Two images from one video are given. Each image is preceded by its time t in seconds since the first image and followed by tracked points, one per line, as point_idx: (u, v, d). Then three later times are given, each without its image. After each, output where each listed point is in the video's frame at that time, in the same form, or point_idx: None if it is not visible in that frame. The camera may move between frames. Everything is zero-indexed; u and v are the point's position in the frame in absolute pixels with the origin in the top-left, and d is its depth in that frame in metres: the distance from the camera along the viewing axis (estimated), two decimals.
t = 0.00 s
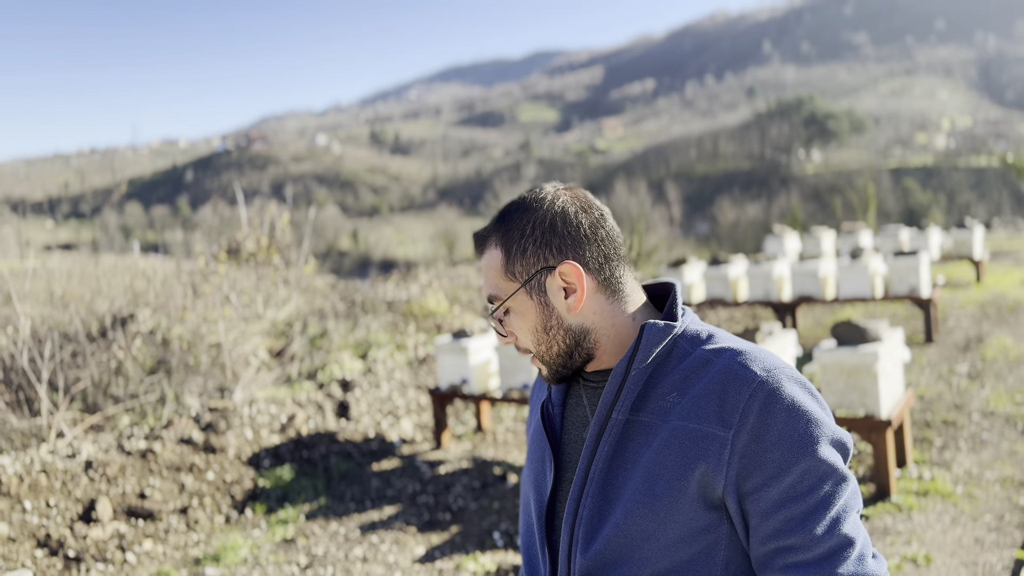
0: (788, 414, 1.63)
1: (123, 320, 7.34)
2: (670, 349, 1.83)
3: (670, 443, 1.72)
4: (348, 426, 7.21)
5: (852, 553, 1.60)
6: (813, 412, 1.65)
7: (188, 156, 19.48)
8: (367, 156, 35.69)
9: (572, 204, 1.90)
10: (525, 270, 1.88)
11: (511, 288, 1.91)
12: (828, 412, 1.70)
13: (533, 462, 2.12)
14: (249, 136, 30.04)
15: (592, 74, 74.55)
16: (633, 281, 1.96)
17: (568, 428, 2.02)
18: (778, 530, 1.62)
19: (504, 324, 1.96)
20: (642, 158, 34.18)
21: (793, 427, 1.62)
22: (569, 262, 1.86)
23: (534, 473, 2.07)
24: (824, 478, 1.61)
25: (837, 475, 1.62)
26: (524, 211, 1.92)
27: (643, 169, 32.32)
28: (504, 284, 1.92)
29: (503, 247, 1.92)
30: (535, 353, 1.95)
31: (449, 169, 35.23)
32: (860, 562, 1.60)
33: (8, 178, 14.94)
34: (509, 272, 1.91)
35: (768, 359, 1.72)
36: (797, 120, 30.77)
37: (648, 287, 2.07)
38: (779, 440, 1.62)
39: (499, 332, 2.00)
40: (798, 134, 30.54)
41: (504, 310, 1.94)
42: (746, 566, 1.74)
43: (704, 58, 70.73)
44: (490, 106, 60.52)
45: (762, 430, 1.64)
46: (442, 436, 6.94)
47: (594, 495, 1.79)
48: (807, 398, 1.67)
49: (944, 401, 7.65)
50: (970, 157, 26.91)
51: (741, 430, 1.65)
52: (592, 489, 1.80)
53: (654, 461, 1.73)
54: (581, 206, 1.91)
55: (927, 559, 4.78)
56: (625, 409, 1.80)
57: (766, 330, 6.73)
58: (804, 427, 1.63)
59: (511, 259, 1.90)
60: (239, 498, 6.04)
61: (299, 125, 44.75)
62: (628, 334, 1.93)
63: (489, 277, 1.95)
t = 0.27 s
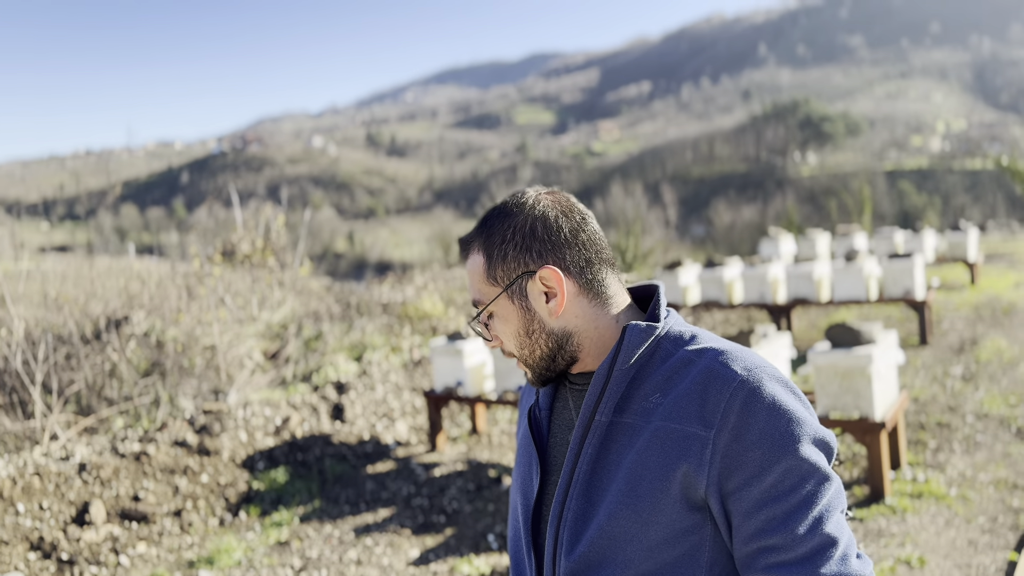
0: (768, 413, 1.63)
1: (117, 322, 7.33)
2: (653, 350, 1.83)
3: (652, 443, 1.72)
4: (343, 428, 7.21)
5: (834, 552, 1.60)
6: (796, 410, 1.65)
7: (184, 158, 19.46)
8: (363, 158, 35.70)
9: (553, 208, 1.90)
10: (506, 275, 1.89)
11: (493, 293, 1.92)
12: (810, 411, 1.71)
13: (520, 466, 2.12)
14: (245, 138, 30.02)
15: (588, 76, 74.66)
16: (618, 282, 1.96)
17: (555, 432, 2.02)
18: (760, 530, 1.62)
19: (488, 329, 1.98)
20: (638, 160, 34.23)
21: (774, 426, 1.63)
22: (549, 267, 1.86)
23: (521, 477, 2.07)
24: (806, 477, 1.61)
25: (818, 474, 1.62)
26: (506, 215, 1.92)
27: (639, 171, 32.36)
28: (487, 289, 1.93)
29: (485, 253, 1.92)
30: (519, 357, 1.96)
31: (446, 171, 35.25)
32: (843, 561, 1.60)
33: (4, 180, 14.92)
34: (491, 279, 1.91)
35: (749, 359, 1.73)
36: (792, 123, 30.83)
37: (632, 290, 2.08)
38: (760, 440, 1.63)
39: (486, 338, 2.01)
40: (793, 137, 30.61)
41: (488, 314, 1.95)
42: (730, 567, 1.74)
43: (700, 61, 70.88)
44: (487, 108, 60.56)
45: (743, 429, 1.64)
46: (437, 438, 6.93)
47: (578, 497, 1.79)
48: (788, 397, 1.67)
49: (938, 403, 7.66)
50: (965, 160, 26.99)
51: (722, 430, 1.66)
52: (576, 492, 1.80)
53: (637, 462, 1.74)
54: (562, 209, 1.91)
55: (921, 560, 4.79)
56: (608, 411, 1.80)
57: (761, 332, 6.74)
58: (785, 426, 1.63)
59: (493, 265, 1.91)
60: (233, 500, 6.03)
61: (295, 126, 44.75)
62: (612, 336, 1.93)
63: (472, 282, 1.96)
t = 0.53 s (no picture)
0: (754, 414, 1.64)
1: (114, 322, 7.33)
2: (642, 352, 1.84)
3: (640, 444, 1.73)
4: (339, 429, 7.21)
5: (821, 553, 1.60)
6: (783, 410, 1.66)
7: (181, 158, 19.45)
8: (361, 159, 35.71)
9: (546, 208, 1.91)
10: (497, 273, 1.89)
11: (483, 292, 1.92)
12: (797, 411, 1.72)
13: (511, 467, 2.13)
14: (243, 138, 30.01)
15: (586, 78, 74.76)
16: (609, 284, 1.97)
17: (545, 434, 2.03)
18: (747, 530, 1.63)
19: (478, 328, 1.98)
20: (636, 162, 34.26)
21: (760, 427, 1.63)
22: (540, 267, 1.86)
23: (511, 478, 2.07)
24: (792, 478, 1.62)
25: (804, 475, 1.63)
26: (497, 215, 1.93)
27: (636, 172, 32.40)
28: (477, 287, 1.93)
29: (477, 251, 1.93)
30: (508, 357, 1.96)
31: (443, 172, 35.27)
32: (829, 562, 1.60)
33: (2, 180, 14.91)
34: (482, 277, 1.92)
35: (736, 360, 1.74)
36: (790, 125, 30.87)
37: (622, 291, 2.08)
38: (746, 440, 1.63)
39: (474, 337, 2.02)
40: (790, 139, 30.67)
41: (478, 313, 1.96)
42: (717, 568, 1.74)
43: (697, 63, 70.98)
44: (484, 109, 60.59)
45: (730, 429, 1.65)
46: (434, 439, 6.93)
47: (566, 498, 1.80)
48: (775, 398, 1.68)
49: (934, 405, 7.68)
50: (961, 163, 27.06)
51: (709, 430, 1.66)
52: (565, 493, 1.80)
53: (625, 463, 1.74)
54: (554, 210, 1.91)
55: (915, 562, 4.80)
56: (596, 413, 1.81)
57: (756, 334, 6.75)
58: (771, 426, 1.64)
59: (484, 264, 1.91)
60: (229, 501, 6.03)
61: (293, 126, 44.75)
62: (601, 337, 1.93)
63: (462, 280, 1.97)
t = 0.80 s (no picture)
0: (747, 414, 1.65)
1: (112, 322, 7.32)
2: (635, 352, 1.84)
3: (633, 444, 1.73)
4: (337, 429, 7.21)
5: (812, 553, 1.61)
6: (775, 411, 1.67)
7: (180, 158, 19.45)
8: (360, 159, 35.73)
9: (545, 207, 1.91)
10: (493, 271, 1.89)
11: (479, 288, 1.92)
12: (789, 412, 1.72)
13: (505, 467, 2.13)
14: (242, 138, 30.01)
15: (586, 79, 74.83)
16: (604, 284, 1.97)
17: (539, 433, 2.03)
18: (739, 532, 1.63)
19: (471, 324, 1.98)
20: (635, 163, 34.29)
21: (753, 427, 1.64)
22: (537, 265, 1.86)
23: (505, 478, 2.07)
24: (784, 478, 1.62)
25: (796, 476, 1.63)
26: (495, 212, 1.93)
27: (636, 174, 32.43)
28: (473, 283, 1.93)
29: (474, 247, 1.93)
30: (501, 355, 1.96)
31: (442, 173, 35.28)
32: (821, 563, 1.60)
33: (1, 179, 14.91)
34: (477, 272, 1.92)
35: (730, 360, 1.74)
36: (789, 127, 30.90)
37: (616, 292, 2.09)
38: (739, 441, 1.64)
39: (467, 331, 2.02)
40: (789, 141, 30.70)
41: (471, 309, 1.96)
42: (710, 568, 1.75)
43: (697, 65, 71.05)
44: (484, 110, 60.62)
45: (723, 430, 1.65)
46: (431, 440, 6.93)
47: (559, 498, 1.80)
48: (767, 399, 1.68)
49: (931, 407, 7.68)
50: (960, 165, 27.08)
51: (702, 430, 1.66)
52: (557, 493, 1.80)
53: (618, 463, 1.74)
54: (552, 210, 1.92)
55: (912, 564, 4.80)
56: (590, 413, 1.81)
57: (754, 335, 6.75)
58: (763, 427, 1.64)
59: (480, 259, 1.91)
60: (226, 501, 6.02)
61: (292, 127, 44.77)
62: (594, 337, 1.93)
63: (457, 276, 1.97)
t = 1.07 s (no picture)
0: (746, 416, 1.65)
1: (112, 321, 7.32)
2: (635, 352, 1.84)
3: (631, 446, 1.73)
4: (337, 429, 7.20)
5: (810, 554, 1.61)
6: (773, 413, 1.67)
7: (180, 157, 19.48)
8: (361, 159, 35.73)
9: (545, 209, 1.91)
10: (493, 271, 1.90)
11: (478, 288, 1.93)
12: (788, 414, 1.72)
13: (504, 466, 2.13)
14: (243, 138, 30.03)
15: (588, 80, 74.85)
16: (603, 285, 1.97)
17: (537, 433, 2.03)
18: (737, 532, 1.63)
19: (470, 325, 1.98)
20: (636, 164, 34.30)
21: (751, 429, 1.64)
22: (537, 266, 1.87)
23: (503, 477, 2.08)
24: (783, 481, 1.63)
25: (794, 478, 1.63)
26: (495, 212, 1.93)
27: (636, 175, 32.43)
28: (472, 283, 1.93)
29: (473, 247, 1.93)
30: (499, 355, 1.96)
31: (443, 174, 35.29)
32: (818, 565, 1.61)
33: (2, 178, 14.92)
34: (477, 273, 1.92)
35: (729, 361, 1.74)
36: (790, 129, 30.90)
37: (615, 292, 2.09)
38: (738, 442, 1.64)
39: (466, 332, 2.01)
40: (790, 143, 30.72)
41: (471, 309, 1.96)
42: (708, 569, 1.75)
43: (698, 67, 71.04)
44: (485, 111, 60.61)
45: (722, 431, 1.65)
46: (431, 440, 6.93)
47: (558, 497, 1.80)
48: (766, 400, 1.68)
49: (931, 409, 7.69)
50: (961, 168, 27.08)
51: (700, 432, 1.67)
52: (556, 492, 1.80)
53: (617, 463, 1.74)
54: (552, 211, 1.92)
55: (911, 566, 4.80)
56: (589, 413, 1.81)
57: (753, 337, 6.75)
58: (762, 429, 1.64)
59: (481, 259, 1.92)
60: (225, 500, 6.03)
61: (294, 127, 44.78)
62: (593, 337, 1.94)
63: (457, 276, 1.97)
